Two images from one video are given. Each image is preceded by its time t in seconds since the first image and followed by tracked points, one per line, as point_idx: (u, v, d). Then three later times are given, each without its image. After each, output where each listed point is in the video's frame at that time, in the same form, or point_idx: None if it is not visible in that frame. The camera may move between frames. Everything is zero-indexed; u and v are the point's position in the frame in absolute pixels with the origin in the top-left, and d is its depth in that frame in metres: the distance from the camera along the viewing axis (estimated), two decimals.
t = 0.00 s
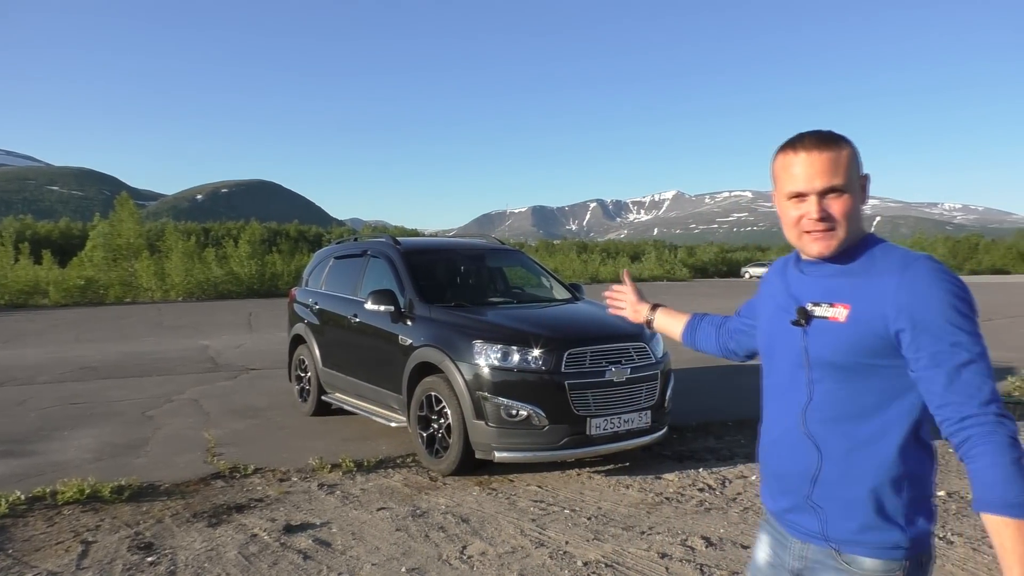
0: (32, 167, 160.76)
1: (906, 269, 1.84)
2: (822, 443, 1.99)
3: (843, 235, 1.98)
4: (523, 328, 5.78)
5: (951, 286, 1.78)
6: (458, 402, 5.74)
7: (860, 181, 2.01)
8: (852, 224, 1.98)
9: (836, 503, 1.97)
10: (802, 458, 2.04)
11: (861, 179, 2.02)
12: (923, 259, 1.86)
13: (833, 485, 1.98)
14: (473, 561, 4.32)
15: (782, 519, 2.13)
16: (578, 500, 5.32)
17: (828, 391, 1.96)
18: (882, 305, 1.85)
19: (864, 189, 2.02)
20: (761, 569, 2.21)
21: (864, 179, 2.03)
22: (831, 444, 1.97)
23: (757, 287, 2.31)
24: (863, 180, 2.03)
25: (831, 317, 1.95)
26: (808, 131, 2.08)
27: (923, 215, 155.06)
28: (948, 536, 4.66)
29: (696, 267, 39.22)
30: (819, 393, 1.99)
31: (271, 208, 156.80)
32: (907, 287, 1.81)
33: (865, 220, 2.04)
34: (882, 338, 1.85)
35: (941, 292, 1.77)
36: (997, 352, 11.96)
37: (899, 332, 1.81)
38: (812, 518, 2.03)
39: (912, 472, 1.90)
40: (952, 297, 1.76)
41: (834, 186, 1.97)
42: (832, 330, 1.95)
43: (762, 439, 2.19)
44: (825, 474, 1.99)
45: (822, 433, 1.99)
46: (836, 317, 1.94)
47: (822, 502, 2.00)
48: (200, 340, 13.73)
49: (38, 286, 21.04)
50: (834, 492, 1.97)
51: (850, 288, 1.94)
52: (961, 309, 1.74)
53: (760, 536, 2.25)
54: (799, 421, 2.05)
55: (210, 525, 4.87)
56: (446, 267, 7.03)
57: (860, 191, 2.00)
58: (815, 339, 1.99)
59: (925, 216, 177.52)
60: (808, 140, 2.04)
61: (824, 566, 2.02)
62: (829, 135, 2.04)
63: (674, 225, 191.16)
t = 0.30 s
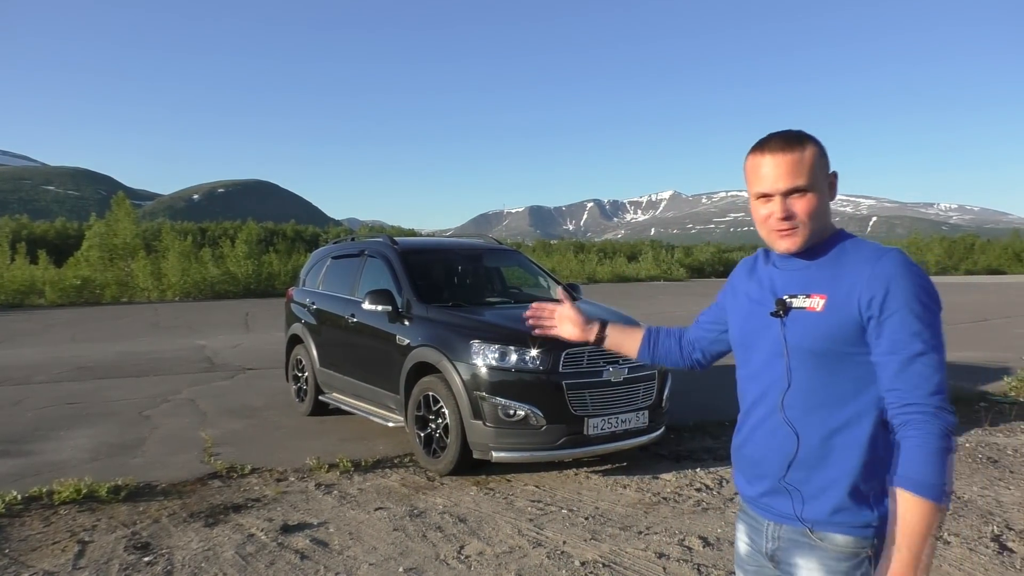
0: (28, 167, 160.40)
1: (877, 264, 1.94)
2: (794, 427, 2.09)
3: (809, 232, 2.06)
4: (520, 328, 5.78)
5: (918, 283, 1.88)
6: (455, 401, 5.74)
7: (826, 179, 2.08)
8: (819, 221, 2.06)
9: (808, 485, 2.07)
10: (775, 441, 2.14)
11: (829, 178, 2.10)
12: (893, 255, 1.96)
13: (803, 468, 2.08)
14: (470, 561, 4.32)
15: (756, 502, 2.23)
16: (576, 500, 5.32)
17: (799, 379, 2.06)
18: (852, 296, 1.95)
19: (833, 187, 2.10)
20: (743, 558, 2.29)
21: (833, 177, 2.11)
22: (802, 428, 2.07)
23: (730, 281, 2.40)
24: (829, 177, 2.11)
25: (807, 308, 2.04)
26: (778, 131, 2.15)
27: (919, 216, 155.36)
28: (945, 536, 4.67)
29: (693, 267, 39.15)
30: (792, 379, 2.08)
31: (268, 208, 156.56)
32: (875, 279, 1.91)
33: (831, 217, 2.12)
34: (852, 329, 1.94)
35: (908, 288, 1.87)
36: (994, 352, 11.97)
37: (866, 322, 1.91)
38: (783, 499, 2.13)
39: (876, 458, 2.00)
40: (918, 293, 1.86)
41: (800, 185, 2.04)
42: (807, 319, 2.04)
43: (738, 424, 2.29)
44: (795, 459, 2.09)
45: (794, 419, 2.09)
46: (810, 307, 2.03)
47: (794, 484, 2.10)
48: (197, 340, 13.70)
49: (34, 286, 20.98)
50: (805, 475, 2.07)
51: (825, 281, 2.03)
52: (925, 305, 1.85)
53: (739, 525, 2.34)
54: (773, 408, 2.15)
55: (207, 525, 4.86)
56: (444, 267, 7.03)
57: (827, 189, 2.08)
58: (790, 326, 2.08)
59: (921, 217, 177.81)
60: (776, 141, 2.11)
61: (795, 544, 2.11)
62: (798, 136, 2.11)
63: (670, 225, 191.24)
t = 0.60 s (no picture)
0: (30, 167, 160.40)
1: (848, 268, 1.96)
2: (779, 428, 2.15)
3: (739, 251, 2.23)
4: (521, 328, 5.78)
5: (886, 286, 1.89)
6: (456, 401, 5.74)
7: (749, 200, 2.17)
8: (743, 241, 2.20)
9: (793, 485, 2.12)
10: (763, 441, 2.20)
11: (754, 200, 2.16)
12: (868, 258, 1.97)
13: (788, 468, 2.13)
14: (471, 561, 4.32)
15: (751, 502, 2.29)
16: (577, 500, 5.32)
17: (781, 381, 2.13)
18: (822, 300, 1.99)
19: (757, 209, 2.16)
20: (743, 554, 2.35)
21: (760, 199, 2.15)
22: (785, 429, 2.13)
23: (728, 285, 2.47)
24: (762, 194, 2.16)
25: (785, 311, 2.09)
26: (748, 143, 2.25)
27: (920, 216, 155.30)
28: (946, 536, 4.67)
29: (694, 267, 39.05)
30: (777, 381, 2.14)
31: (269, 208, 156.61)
32: (841, 284, 1.95)
33: (774, 233, 2.18)
34: (824, 332, 1.99)
35: (873, 292, 1.89)
36: (995, 353, 11.97)
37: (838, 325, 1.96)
38: (771, 498, 2.19)
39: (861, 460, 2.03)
40: (883, 297, 1.87)
41: (720, 207, 2.25)
42: (786, 322, 2.09)
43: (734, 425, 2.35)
44: (778, 459, 2.15)
45: (777, 420, 2.15)
46: (787, 311, 2.09)
47: (780, 483, 2.16)
48: (198, 340, 13.71)
49: (35, 286, 20.98)
50: (789, 475, 2.12)
51: (802, 284, 2.07)
52: (890, 307, 1.86)
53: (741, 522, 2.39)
54: (761, 410, 2.22)
55: (208, 525, 4.86)
56: (445, 267, 7.03)
57: (750, 209, 2.17)
58: (772, 329, 2.14)
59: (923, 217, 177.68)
60: (719, 164, 2.28)
61: (787, 540, 2.17)
62: (732, 158, 2.23)
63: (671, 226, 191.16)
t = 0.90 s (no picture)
0: (28, 167, 160.25)
1: (807, 283, 1.97)
2: (762, 440, 2.17)
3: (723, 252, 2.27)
4: (520, 328, 5.79)
5: (842, 300, 1.89)
6: (455, 402, 5.74)
7: (722, 205, 2.20)
8: (723, 243, 2.25)
9: (775, 495, 2.15)
10: (750, 454, 2.23)
11: (726, 205, 2.19)
12: (830, 270, 1.96)
13: (774, 480, 2.15)
14: (470, 561, 4.33)
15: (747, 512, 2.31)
16: (575, 500, 5.33)
17: (756, 395, 2.16)
18: (784, 315, 2.01)
19: (728, 213, 2.19)
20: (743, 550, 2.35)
21: (731, 204, 2.18)
22: (767, 442, 2.15)
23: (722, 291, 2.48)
24: (733, 200, 2.18)
25: (755, 324, 2.12)
26: (738, 147, 2.26)
27: (918, 217, 155.54)
28: (944, 537, 4.68)
29: (692, 267, 39.07)
30: (756, 394, 2.16)
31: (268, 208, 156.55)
32: (799, 300, 1.97)
33: (748, 238, 2.19)
34: (787, 347, 2.01)
35: (830, 308, 1.90)
36: (993, 353, 12.00)
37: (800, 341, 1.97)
38: (756, 508, 2.22)
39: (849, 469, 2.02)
40: (839, 313, 1.87)
41: (702, 212, 2.31)
42: (754, 335, 2.12)
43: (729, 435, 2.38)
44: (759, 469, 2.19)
45: (756, 432, 2.19)
46: (755, 324, 2.12)
47: (764, 493, 2.19)
48: (197, 340, 13.71)
49: (34, 286, 20.99)
50: (777, 488, 2.14)
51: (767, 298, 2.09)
52: (847, 323, 1.86)
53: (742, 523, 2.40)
54: (744, 422, 2.24)
55: (207, 525, 4.86)
56: (444, 267, 7.03)
57: (722, 216, 2.21)
58: (745, 344, 2.16)
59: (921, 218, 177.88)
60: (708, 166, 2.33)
61: (774, 546, 2.18)
62: (715, 161, 2.27)
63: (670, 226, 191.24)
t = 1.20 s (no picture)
0: (26, 167, 160.01)
1: (786, 286, 1.98)
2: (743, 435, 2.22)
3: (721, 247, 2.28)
4: (518, 328, 5.79)
5: (812, 309, 1.90)
6: (453, 402, 5.74)
7: (718, 200, 2.21)
8: (720, 238, 2.26)
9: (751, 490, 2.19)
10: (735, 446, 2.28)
11: (721, 200, 2.20)
12: (809, 276, 1.96)
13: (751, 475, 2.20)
14: (468, 561, 4.33)
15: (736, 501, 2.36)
16: (574, 500, 5.32)
17: (739, 391, 2.19)
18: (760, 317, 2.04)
19: (723, 208, 2.20)
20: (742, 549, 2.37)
21: (726, 199, 2.19)
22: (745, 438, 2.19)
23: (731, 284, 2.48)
24: (728, 198, 2.18)
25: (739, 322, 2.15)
26: (739, 144, 2.25)
27: (916, 217, 155.72)
28: (942, 537, 4.68)
29: (691, 267, 39.06)
30: (738, 390, 2.20)
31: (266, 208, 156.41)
32: (772, 304, 1.99)
33: (744, 235, 2.19)
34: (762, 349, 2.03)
35: (798, 316, 1.91)
36: (991, 353, 12.02)
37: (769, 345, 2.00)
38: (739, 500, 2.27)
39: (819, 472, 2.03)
40: (804, 322, 1.90)
41: (702, 207, 2.31)
42: (737, 333, 2.15)
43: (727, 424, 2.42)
44: (740, 463, 2.22)
45: (739, 427, 2.21)
46: (741, 322, 2.14)
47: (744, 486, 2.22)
48: (195, 340, 13.70)
49: (31, 286, 20.98)
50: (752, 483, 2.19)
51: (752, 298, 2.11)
52: (811, 333, 1.88)
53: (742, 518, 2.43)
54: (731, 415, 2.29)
55: (205, 526, 4.86)
56: (442, 267, 7.03)
57: (718, 212, 2.22)
58: (731, 339, 2.20)
59: (919, 218, 178.11)
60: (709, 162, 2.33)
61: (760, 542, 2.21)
62: (714, 157, 2.27)
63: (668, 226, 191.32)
